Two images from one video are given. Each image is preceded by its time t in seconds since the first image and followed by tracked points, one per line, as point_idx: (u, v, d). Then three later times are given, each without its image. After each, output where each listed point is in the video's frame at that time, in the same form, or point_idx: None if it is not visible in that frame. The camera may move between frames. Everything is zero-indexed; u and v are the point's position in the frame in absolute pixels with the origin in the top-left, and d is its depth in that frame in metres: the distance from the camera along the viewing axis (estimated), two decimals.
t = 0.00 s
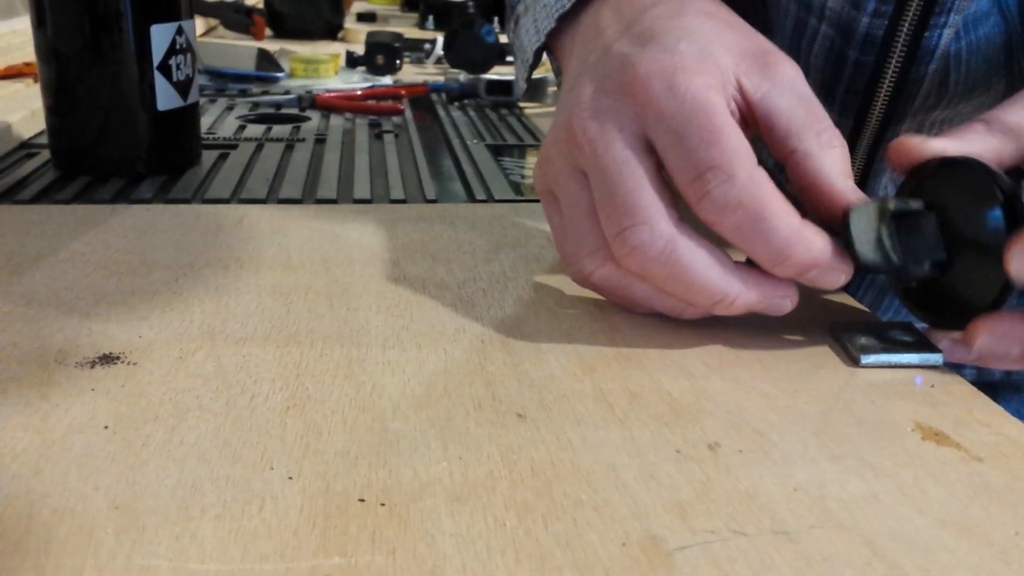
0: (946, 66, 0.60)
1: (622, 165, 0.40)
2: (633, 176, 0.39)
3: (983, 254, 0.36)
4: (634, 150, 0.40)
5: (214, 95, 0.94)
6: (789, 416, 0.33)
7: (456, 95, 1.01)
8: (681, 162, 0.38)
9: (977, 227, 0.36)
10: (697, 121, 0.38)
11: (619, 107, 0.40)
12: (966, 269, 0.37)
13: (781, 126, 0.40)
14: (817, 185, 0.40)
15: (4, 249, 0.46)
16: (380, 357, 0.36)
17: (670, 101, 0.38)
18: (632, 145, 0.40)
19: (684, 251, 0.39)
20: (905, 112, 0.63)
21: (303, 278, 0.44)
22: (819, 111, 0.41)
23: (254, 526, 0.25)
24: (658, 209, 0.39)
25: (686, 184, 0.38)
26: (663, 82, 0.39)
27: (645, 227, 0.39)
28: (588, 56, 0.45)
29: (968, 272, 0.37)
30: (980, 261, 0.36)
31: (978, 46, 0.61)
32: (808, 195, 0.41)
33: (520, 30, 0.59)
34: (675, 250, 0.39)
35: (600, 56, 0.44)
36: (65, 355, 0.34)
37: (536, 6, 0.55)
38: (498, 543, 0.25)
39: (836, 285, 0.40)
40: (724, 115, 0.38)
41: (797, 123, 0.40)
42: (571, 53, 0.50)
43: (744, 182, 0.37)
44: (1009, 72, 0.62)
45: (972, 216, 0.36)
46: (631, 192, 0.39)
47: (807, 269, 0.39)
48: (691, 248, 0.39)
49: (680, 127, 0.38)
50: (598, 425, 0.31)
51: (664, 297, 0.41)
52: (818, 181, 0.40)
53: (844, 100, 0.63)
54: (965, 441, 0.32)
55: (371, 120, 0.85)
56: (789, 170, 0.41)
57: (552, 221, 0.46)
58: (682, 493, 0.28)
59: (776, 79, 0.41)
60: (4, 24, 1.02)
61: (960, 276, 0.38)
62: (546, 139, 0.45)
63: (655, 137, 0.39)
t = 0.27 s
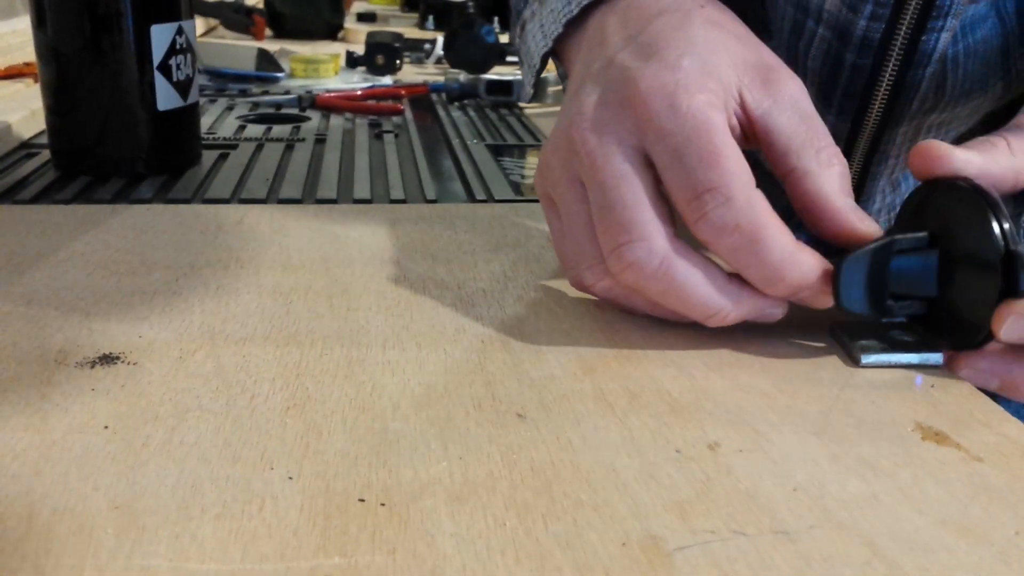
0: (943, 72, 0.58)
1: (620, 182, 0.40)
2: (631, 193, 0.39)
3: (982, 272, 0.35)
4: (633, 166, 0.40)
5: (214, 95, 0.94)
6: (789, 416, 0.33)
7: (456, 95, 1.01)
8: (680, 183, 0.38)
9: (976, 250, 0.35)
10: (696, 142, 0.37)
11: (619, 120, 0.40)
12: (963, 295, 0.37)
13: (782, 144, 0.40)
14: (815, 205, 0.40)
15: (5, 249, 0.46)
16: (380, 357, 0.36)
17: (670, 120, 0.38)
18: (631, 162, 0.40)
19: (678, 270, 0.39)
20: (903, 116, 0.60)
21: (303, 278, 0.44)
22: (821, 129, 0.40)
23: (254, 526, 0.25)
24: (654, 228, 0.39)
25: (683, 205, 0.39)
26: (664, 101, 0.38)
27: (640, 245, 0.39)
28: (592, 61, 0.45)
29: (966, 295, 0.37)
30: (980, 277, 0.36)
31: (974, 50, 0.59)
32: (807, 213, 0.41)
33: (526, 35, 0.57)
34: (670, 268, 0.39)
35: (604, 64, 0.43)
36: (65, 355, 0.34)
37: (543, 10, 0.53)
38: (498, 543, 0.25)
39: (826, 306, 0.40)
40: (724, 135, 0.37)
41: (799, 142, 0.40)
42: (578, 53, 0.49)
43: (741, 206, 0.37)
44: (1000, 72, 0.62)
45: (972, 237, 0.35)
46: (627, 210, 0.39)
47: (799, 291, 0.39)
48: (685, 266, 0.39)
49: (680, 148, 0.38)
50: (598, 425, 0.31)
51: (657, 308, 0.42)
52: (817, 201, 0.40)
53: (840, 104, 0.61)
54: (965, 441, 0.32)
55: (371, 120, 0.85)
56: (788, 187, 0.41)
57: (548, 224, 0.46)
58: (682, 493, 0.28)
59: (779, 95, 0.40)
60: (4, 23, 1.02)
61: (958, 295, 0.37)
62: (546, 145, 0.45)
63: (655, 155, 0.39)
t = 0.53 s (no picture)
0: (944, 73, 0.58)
1: (626, 195, 0.39)
2: (637, 207, 0.39)
3: (980, 297, 0.36)
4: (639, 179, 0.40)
5: (215, 95, 0.94)
6: (789, 416, 0.33)
7: (456, 95, 1.01)
8: (687, 201, 0.38)
9: (975, 275, 0.36)
10: (705, 162, 0.37)
11: (628, 133, 0.40)
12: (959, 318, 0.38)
13: (789, 157, 0.40)
14: (820, 220, 0.40)
15: (5, 249, 0.46)
16: (380, 357, 0.36)
17: (679, 137, 0.38)
18: (638, 175, 0.40)
19: (682, 285, 0.39)
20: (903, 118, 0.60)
21: (303, 278, 0.44)
22: (828, 143, 0.40)
23: (254, 526, 0.25)
24: (659, 243, 0.39)
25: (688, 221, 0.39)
26: (673, 117, 0.38)
27: (644, 260, 0.39)
28: (599, 67, 0.44)
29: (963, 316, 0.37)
30: (979, 301, 0.36)
31: (974, 52, 0.59)
32: (811, 227, 0.41)
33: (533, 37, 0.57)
34: (672, 284, 0.39)
35: (612, 72, 0.43)
36: (64, 355, 0.34)
37: (550, 12, 0.53)
38: (498, 542, 0.25)
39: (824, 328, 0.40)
40: (734, 155, 0.38)
41: (805, 156, 0.40)
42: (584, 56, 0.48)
43: (747, 227, 0.37)
44: (998, 74, 0.62)
45: (972, 262, 0.36)
46: (633, 224, 0.39)
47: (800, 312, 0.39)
48: (688, 282, 0.39)
49: (688, 166, 0.38)
50: (598, 425, 0.31)
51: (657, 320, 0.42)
52: (821, 216, 0.40)
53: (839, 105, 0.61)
54: (965, 442, 0.32)
55: (371, 120, 0.85)
56: (794, 201, 0.41)
57: (550, 228, 0.46)
58: (682, 493, 0.28)
59: (787, 107, 0.40)
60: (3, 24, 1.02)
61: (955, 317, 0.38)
62: (549, 150, 0.45)
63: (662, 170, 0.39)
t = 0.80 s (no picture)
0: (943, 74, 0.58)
1: (634, 202, 0.39)
2: (645, 215, 0.39)
3: (978, 307, 0.36)
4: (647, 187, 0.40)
5: (215, 95, 0.94)
6: (789, 416, 0.33)
7: (456, 95, 1.01)
8: (695, 210, 0.38)
9: (973, 284, 0.36)
10: (713, 170, 0.37)
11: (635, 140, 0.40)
12: (958, 327, 0.37)
13: (797, 158, 0.40)
14: (827, 224, 0.40)
15: (5, 249, 0.46)
16: (380, 357, 0.36)
17: (687, 144, 0.38)
18: (645, 185, 0.40)
19: (691, 294, 0.39)
20: (903, 118, 0.60)
21: (303, 278, 0.44)
22: (837, 145, 0.40)
23: (254, 526, 0.25)
24: (667, 251, 0.39)
25: (696, 229, 0.39)
26: (681, 124, 0.38)
27: (653, 269, 0.39)
28: (606, 69, 0.44)
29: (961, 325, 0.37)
30: (977, 310, 0.36)
31: (974, 52, 0.59)
32: (818, 232, 0.40)
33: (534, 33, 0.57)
34: (681, 293, 0.39)
35: (619, 75, 0.43)
36: (64, 355, 0.34)
37: (552, 5, 0.53)
38: (498, 542, 0.25)
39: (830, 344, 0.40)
40: (741, 166, 0.38)
41: (813, 159, 0.40)
42: (590, 54, 0.48)
43: (756, 236, 0.37)
44: (1000, 74, 0.62)
45: (971, 271, 0.36)
46: (641, 232, 0.39)
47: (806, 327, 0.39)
48: (697, 291, 0.39)
49: (696, 174, 0.38)
50: (598, 425, 0.31)
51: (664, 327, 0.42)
52: (829, 221, 0.40)
53: (839, 106, 0.61)
54: (964, 441, 0.32)
55: (371, 120, 0.85)
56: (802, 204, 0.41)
57: (556, 232, 0.46)
58: (681, 493, 0.28)
59: (795, 113, 0.40)
60: (3, 24, 1.02)
61: (954, 326, 0.38)
62: (555, 152, 0.44)
63: (670, 179, 0.39)
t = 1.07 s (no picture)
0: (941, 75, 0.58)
1: (638, 202, 0.39)
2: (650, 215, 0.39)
3: (977, 309, 0.36)
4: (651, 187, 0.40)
5: (215, 95, 0.94)
6: (789, 416, 0.33)
7: (456, 95, 1.01)
8: (701, 209, 0.38)
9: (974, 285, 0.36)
10: (717, 169, 0.37)
11: (640, 140, 0.40)
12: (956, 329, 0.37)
13: (801, 156, 0.40)
14: (832, 222, 0.40)
15: (5, 249, 0.46)
16: (380, 357, 0.36)
17: (691, 144, 0.38)
18: (650, 185, 0.40)
19: (696, 293, 0.39)
20: (902, 117, 0.60)
21: (303, 278, 0.44)
22: (840, 143, 0.40)
23: (254, 526, 0.25)
24: (673, 250, 0.39)
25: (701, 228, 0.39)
26: (684, 124, 0.38)
27: (659, 269, 0.39)
28: (610, 68, 0.44)
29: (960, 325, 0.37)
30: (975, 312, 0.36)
31: (973, 52, 0.59)
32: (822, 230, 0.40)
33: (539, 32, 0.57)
34: (687, 292, 0.39)
35: (622, 75, 0.43)
36: (64, 355, 0.34)
37: (558, 5, 0.53)
38: (498, 543, 0.25)
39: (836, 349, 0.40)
40: (746, 166, 0.38)
41: (817, 156, 0.40)
42: (592, 52, 0.48)
43: (762, 234, 0.37)
44: (999, 74, 0.62)
45: (971, 274, 0.36)
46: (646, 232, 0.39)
47: (811, 325, 0.39)
48: (702, 290, 0.39)
49: (700, 173, 0.38)
50: (598, 425, 0.31)
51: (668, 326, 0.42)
52: (832, 219, 0.40)
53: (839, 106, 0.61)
54: (964, 442, 0.32)
55: (371, 120, 0.85)
56: (806, 203, 0.41)
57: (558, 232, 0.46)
58: (681, 493, 0.28)
59: (800, 111, 0.40)
60: (3, 24, 1.02)
61: (953, 327, 0.38)
62: (558, 151, 0.44)
63: (675, 179, 0.39)
